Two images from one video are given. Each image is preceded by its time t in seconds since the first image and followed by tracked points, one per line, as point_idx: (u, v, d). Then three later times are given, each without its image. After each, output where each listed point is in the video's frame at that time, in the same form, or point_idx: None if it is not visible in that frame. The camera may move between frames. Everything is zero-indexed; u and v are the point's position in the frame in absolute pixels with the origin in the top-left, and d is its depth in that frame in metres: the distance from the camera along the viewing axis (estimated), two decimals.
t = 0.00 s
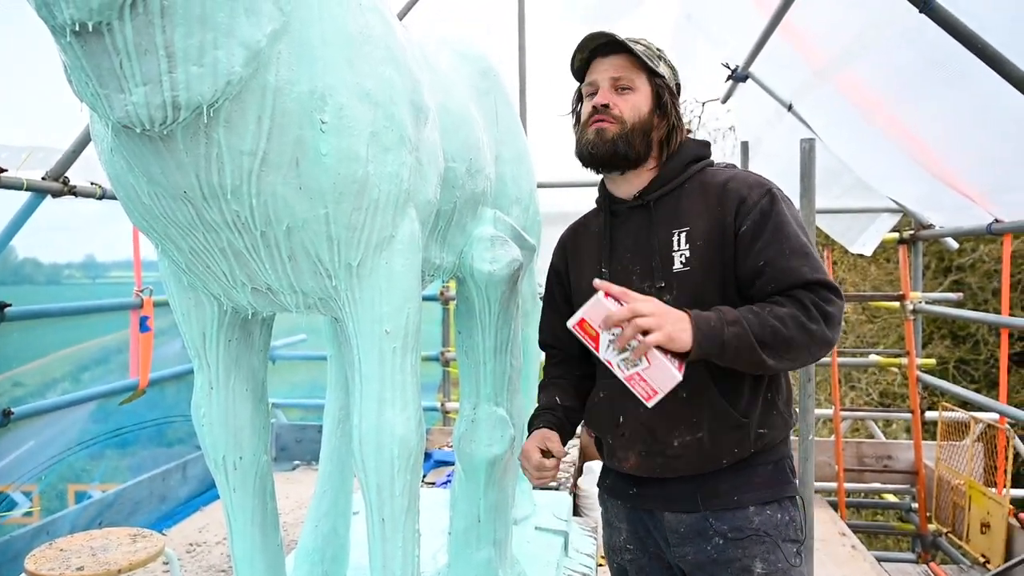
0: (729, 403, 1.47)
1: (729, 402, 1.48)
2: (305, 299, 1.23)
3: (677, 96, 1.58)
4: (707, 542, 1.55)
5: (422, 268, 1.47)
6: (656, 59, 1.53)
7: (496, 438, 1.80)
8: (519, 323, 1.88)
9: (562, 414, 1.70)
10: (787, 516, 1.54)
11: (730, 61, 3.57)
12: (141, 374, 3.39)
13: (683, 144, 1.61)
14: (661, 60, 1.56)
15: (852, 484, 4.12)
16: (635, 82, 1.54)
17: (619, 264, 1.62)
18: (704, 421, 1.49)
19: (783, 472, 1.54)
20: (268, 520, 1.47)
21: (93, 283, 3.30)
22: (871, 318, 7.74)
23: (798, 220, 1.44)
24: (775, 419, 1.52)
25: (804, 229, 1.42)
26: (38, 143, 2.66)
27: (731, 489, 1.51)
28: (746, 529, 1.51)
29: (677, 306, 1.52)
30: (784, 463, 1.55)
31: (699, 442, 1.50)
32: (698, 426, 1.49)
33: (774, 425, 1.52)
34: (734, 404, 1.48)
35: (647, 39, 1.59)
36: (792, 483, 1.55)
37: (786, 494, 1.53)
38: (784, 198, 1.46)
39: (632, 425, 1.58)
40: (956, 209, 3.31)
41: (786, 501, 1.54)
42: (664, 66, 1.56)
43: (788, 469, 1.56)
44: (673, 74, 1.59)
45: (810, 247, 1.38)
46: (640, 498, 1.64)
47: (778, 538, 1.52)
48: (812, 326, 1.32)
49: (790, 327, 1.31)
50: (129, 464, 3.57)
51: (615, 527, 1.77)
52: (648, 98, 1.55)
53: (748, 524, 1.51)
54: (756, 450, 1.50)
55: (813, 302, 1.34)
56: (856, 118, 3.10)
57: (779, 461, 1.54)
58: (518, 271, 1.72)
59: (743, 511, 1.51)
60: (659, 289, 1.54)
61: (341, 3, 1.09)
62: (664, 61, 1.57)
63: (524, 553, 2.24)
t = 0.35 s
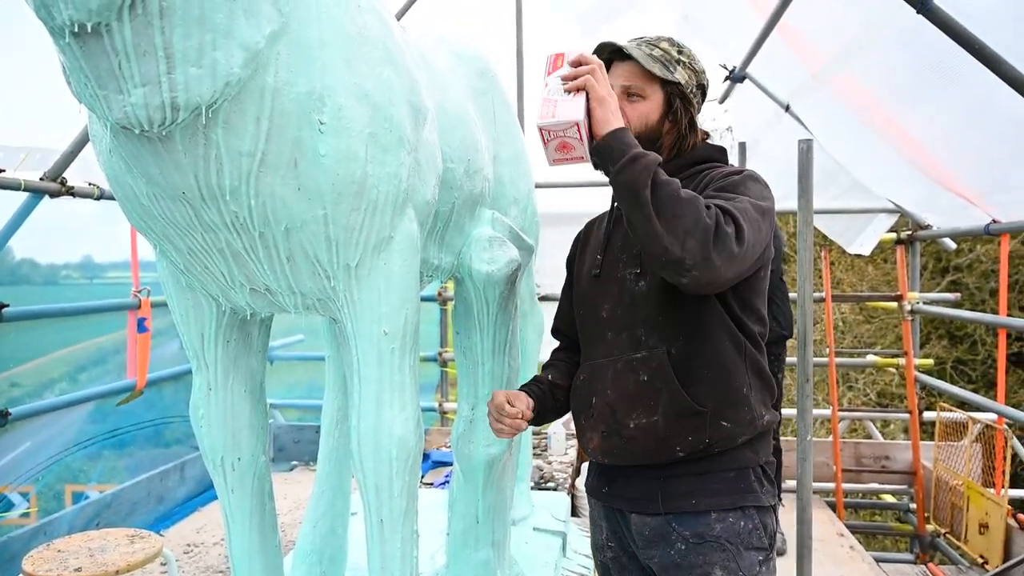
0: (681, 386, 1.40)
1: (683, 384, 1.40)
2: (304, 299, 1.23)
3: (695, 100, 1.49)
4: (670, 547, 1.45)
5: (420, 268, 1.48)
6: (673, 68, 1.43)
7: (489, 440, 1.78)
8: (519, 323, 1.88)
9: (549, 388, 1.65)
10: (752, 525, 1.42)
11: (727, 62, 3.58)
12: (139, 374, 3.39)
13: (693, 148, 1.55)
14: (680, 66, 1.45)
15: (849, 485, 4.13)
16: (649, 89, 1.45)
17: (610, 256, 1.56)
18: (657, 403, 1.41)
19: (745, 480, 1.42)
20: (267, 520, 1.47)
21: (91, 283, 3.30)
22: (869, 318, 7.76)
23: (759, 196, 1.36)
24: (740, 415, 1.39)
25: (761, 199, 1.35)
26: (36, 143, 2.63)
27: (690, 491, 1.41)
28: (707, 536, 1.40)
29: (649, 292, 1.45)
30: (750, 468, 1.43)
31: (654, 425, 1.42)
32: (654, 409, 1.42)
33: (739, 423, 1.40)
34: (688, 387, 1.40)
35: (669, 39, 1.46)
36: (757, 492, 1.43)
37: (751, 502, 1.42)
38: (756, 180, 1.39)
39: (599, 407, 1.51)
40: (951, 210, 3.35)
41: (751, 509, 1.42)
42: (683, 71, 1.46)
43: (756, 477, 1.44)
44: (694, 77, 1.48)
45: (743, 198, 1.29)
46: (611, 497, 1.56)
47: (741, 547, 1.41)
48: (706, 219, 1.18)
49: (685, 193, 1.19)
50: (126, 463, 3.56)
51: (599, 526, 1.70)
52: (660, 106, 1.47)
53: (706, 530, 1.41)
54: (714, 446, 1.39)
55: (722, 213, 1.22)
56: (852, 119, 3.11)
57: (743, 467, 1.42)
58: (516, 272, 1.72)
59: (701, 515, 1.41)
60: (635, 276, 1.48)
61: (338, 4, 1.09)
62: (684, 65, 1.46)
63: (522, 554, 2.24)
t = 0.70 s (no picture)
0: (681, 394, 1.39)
1: (681, 392, 1.39)
2: (305, 301, 1.23)
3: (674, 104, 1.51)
4: (668, 546, 1.45)
5: (421, 271, 1.48)
6: (651, 79, 1.44)
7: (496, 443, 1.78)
8: (520, 325, 1.88)
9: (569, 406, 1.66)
10: (749, 524, 1.42)
11: (728, 62, 3.57)
12: (141, 376, 3.40)
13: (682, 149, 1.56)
14: (654, 74, 1.47)
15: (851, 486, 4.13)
16: (633, 105, 1.46)
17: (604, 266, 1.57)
18: (654, 412, 1.41)
19: (744, 479, 1.42)
20: (268, 521, 1.47)
21: (92, 284, 3.30)
22: (870, 319, 7.76)
23: (758, 219, 1.34)
24: (739, 420, 1.40)
25: (758, 226, 1.33)
26: (37, 145, 2.62)
27: (688, 490, 1.41)
28: (701, 533, 1.41)
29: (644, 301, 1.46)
30: (748, 468, 1.43)
31: (652, 432, 1.41)
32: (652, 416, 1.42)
33: (737, 426, 1.40)
34: (686, 392, 1.39)
35: (636, 50, 1.47)
36: (754, 490, 1.43)
37: (748, 500, 1.42)
38: (750, 199, 1.37)
39: (596, 413, 1.51)
40: (951, 211, 3.34)
41: (747, 507, 1.42)
42: (657, 78, 1.47)
43: (754, 476, 1.44)
44: (666, 81, 1.50)
45: (744, 242, 1.30)
46: (607, 497, 1.56)
47: (734, 545, 1.40)
48: (720, 298, 1.22)
49: (695, 290, 1.21)
50: (126, 464, 3.56)
51: (596, 528, 1.70)
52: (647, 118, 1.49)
53: (701, 528, 1.41)
54: (712, 449, 1.39)
55: (730, 279, 1.25)
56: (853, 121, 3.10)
57: (741, 466, 1.42)
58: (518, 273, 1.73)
59: (696, 513, 1.41)
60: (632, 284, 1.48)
61: (339, 5, 1.08)
62: (656, 73, 1.47)
63: (524, 556, 2.24)
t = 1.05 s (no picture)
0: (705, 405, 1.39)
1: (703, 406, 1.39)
2: (306, 303, 1.23)
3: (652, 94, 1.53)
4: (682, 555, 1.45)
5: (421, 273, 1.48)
6: (630, 77, 1.45)
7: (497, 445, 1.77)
8: (520, 326, 1.89)
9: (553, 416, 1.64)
10: (766, 532, 1.40)
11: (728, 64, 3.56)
12: (141, 377, 3.40)
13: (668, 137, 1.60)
14: (630, 70, 1.48)
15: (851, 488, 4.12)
16: (619, 107, 1.49)
17: (609, 270, 1.56)
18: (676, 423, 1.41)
19: (761, 485, 1.41)
20: (268, 522, 1.46)
21: (93, 285, 3.30)
22: (871, 321, 7.75)
23: (797, 224, 1.39)
24: (756, 424, 1.41)
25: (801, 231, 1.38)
26: (38, 146, 2.64)
27: (705, 498, 1.41)
28: (716, 540, 1.40)
29: (663, 310, 1.45)
30: (766, 474, 1.42)
31: (672, 446, 1.42)
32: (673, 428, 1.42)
33: (753, 430, 1.41)
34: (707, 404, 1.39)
35: (606, 51, 1.47)
36: (772, 497, 1.41)
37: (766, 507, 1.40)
38: (778, 204, 1.41)
39: (608, 427, 1.50)
40: (952, 213, 3.33)
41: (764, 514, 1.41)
42: (633, 73, 1.49)
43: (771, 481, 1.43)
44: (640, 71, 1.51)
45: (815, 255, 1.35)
46: (618, 510, 1.56)
47: (749, 553, 1.39)
48: (835, 325, 1.28)
49: (820, 331, 1.26)
50: (126, 465, 3.56)
51: (598, 539, 1.69)
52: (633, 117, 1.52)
53: (717, 535, 1.40)
54: (730, 456, 1.40)
55: (827, 300, 1.30)
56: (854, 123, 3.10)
57: (758, 472, 1.41)
58: (517, 274, 1.73)
59: (713, 521, 1.40)
60: (647, 293, 1.47)
61: (340, 6, 1.08)
62: (632, 68, 1.48)
63: (524, 557, 2.24)
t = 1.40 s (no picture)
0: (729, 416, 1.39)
1: (728, 416, 1.40)
2: (305, 303, 1.23)
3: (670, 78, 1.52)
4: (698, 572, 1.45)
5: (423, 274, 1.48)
6: (650, 58, 1.44)
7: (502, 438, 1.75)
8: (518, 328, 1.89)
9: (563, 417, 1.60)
10: (783, 548, 1.42)
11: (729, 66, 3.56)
12: (141, 377, 3.41)
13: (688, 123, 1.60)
14: (648, 52, 1.47)
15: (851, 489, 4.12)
16: (642, 91, 1.47)
17: (625, 260, 1.53)
18: (700, 433, 1.40)
19: (780, 500, 1.43)
20: (267, 522, 1.46)
21: (93, 285, 3.30)
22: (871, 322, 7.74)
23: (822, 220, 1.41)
24: (775, 437, 1.44)
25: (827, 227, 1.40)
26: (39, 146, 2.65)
27: (725, 515, 1.41)
28: (736, 557, 1.40)
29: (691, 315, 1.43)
30: (784, 489, 1.45)
31: (694, 458, 1.41)
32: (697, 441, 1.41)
33: (773, 442, 1.44)
34: (735, 418, 1.40)
35: (621, 33, 1.45)
36: (790, 512, 1.44)
37: (785, 523, 1.42)
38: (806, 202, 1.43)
39: (624, 432, 1.48)
40: (952, 215, 3.33)
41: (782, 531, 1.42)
42: (651, 55, 1.48)
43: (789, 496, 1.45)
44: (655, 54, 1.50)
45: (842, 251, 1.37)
46: (629, 524, 1.54)
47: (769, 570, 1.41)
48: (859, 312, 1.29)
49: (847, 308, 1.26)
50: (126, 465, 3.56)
51: (605, 554, 1.66)
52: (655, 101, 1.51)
53: (738, 553, 1.40)
54: (751, 471, 1.41)
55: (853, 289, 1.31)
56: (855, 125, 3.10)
57: (777, 487, 1.44)
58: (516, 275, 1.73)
59: (734, 538, 1.41)
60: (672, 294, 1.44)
61: (341, 7, 1.08)
62: (649, 51, 1.47)
63: (524, 559, 2.23)
